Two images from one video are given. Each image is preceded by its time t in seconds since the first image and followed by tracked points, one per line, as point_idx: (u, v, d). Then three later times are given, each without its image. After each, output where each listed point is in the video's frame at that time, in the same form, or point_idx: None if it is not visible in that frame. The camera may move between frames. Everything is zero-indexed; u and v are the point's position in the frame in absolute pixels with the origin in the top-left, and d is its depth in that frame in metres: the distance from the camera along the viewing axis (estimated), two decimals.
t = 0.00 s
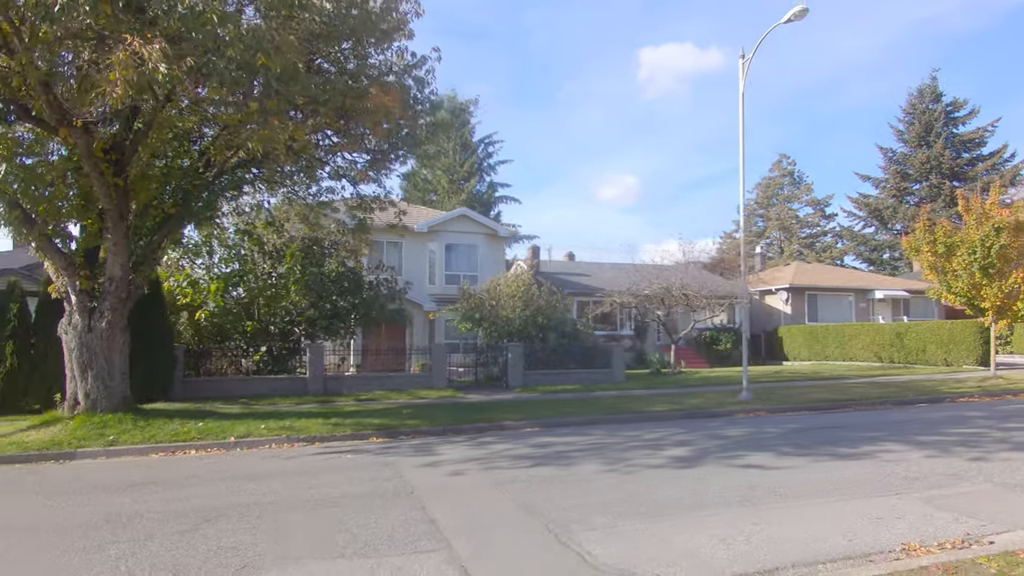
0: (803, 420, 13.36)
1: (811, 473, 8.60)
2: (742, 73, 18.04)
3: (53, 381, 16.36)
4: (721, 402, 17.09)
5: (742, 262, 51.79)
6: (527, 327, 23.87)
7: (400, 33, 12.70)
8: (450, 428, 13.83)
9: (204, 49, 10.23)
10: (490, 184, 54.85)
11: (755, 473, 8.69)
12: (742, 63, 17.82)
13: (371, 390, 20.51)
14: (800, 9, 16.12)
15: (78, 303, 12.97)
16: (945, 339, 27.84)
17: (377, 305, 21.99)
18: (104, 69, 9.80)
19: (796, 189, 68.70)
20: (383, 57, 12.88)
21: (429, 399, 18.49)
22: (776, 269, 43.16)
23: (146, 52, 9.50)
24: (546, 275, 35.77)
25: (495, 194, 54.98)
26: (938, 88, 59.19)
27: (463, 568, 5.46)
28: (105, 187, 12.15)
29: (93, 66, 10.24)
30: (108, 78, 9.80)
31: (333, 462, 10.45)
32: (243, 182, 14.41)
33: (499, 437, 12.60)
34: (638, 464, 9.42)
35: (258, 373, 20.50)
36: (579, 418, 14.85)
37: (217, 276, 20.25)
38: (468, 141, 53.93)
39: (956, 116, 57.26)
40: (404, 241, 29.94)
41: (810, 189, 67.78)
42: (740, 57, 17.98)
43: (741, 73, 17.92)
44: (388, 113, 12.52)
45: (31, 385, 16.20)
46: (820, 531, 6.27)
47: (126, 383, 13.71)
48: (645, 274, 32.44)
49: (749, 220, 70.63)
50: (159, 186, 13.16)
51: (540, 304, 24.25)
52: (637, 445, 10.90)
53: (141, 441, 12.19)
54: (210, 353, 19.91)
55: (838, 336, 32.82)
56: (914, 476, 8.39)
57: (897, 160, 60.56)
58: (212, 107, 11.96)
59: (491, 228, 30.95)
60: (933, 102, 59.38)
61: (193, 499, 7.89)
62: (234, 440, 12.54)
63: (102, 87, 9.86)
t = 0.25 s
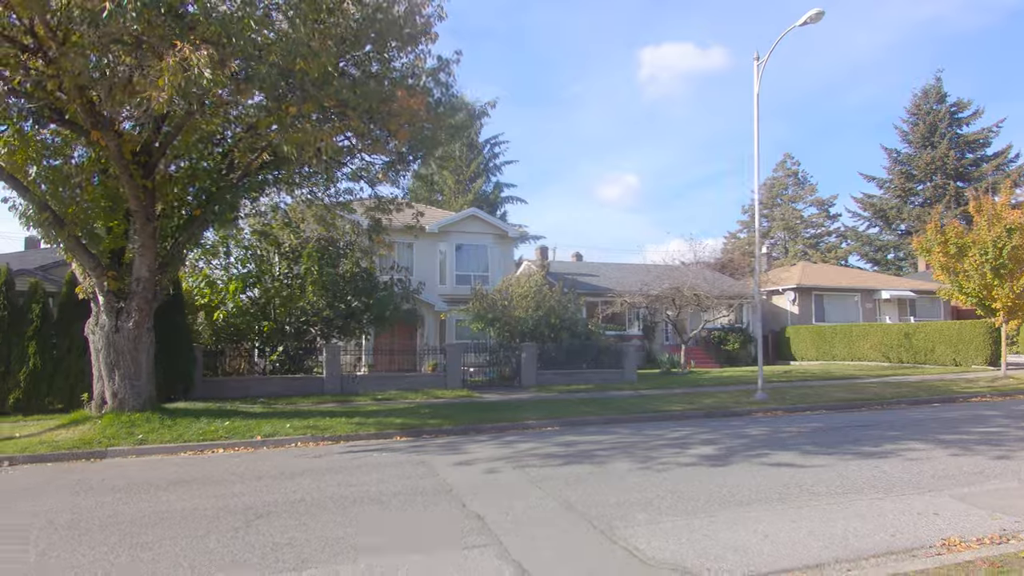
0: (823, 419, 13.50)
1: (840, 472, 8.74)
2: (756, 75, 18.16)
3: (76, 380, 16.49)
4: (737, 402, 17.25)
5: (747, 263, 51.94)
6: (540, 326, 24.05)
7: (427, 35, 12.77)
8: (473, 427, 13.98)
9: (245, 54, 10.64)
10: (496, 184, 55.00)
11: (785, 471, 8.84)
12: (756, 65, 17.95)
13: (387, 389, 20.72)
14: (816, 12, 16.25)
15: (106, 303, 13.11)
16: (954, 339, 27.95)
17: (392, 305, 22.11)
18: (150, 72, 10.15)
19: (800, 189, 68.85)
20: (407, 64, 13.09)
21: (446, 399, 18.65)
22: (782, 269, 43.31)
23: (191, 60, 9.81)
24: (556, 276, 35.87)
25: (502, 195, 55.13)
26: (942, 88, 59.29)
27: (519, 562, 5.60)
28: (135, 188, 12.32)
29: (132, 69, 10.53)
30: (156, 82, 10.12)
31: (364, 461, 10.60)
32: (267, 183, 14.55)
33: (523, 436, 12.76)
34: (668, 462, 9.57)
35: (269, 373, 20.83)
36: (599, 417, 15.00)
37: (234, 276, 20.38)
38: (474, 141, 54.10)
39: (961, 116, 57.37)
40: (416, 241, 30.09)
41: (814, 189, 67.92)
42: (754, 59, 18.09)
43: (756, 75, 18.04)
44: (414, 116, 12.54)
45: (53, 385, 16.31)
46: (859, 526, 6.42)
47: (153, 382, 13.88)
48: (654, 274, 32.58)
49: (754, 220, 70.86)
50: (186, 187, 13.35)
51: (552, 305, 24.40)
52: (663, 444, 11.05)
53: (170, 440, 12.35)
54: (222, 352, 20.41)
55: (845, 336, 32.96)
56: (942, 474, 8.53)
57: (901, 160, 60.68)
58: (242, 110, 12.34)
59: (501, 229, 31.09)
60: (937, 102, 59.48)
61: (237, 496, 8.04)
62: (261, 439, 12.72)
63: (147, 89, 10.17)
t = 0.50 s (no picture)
0: (841, 418, 13.63)
1: (868, 469, 8.87)
2: (772, 76, 18.28)
3: (97, 380, 16.63)
4: (752, 400, 17.38)
5: (753, 262, 52.06)
6: (552, 326, 24.20)
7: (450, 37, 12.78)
8: (493, 426, 14.13)
9: (284, 59, 10.63)
10: (503, 184, 55.18)
11: (813, 468, 8.97)
12: (772, 67, 18.09)
13: (401, 388, 20.94)
14: (832, 14, 16.38)
15: (132, 303, 13.27)
16: (963, 339, 28.01)
17: (405, 306, 22.31)
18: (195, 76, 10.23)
19: (805, 189, 69.01)
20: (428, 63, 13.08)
21: (462, 398, 18.82)
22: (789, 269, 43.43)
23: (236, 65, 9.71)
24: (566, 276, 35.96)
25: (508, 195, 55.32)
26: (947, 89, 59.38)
27: (568, 554, 5.74)
28: (162, 190, 12.49)
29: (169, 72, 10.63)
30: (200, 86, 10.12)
31: (393, 458, 10.75)
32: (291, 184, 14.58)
33: (545, 434, 12.89)
34: (695, 460, 9.70)
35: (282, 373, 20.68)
36: (617, 416, 15.14)
37: (251, 276, 20.59)
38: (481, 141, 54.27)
39: (965, 117, 57.46)
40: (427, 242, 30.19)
41: (819, 190, 68.07)
42: (769, 61, 18.22)
43: (771, 76, 18.16)
44: (438, 119, 12.59)
45: (75, 384, 16.43)
46: (895, 520, 6.54)
47: (178, 381, 14.04)
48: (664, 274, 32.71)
49: (758, 220, 71.18)
50: (211, 189, 13.54)
51: (565, 305, 24.54)
52: (686, 442, 11.18)
53: (196, 438, 12.51)
54: (236, 351, 20.21)
55: (853, 336, 33.10)
56: (969, 471, 8.65)
57: (906, 161, 60.79)
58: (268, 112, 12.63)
59: (511, 229, 31.20)
60: (942, 102, 59.59)
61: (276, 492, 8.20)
62: (285, 437, 12.90)
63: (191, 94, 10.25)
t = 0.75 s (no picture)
0: (857, 416, 13.77)
1: (894, 465, 9.01)
2: (784, 77, 18.48)
3: (117, 378, 16.78)
4: (766, 399, 17.53)
5: (757, 262, 52.22)
6: (563, 326, 24.36)
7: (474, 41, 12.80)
8: (513, 424, 14.27)
9: (319, 60, 10.83)
10: (508, 184, 55.39)
11: (839, 464, 9.10)
12: (784, 68, 18.24)
13: (414, 386, 21.36)
14: (846, 15, 16.53)
15: (157, 302, 13.41)
16: (970, 338, 28.17)
17: (417, 305, 22.52)
18: (238, 79, 10.36)
19: (808, 189, 69.23)
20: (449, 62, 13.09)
21: (477, 397, 18.98)
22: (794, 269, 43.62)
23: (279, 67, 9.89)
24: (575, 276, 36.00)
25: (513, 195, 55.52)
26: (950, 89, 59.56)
27: (616, 548, 5.85)
28: (188, 189, 12.65)
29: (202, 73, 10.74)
30: (243, 87, 10.28)
31: (420, 455, 10.89)
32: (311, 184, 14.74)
33: (566, 432, 13.04)
34: (722, 456, 9.82)
35: (295, 372, 21.10)
36: (634, 414, 15.29)
37: (266, 276, 20.67)
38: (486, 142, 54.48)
39: (968, 117, 57.63)
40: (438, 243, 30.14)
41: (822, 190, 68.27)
42: (782, 62, 18.36)
43: (784, 77, 18.34)
44: (461, 120, 12.66)
45: (95, 383, 16.56)
46: (931, 514, 6.66)
47: (200, 379, 14.17)
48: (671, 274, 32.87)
49: (761, 220, 71.42)
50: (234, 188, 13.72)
51: (575, 305, 24.70)
52: (709, 439, 11.31)
53: (221, 435, 12.64)
54: (250, 349, 20.73)
55: (859, 336, 33.28)
56: (994, 467, 8.77)
57: (909, 161, 60.96)
58: (293, 113, 12.79)
59: (520, 229, 31.31)
60: (945, 103, 59.77)
61: (313, 487, 8.31)
62: (309, 435, 13.03)
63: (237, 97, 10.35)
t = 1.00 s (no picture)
0: (874, 415, 13.93)
1: (919, 462, 9.16)
2: (796, 79, 18.60)
3: (135, 378, 16.86)
4: (780, 398, 17.69)
5: (761, 261, 52.39)
6: (574, 325, 24.50)
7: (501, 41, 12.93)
8: (532, 423, 14.41)
9: (351, 63, 10.86)
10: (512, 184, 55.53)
11: (864, 462, 9.26)
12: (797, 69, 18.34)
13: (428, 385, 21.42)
14: (860, 18, 16.65)
15: (179, 302, 13.54)
16: (976, 338, 28.34)
17: (429, 304, 22.68)
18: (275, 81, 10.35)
19: (810, 190, 69.46)
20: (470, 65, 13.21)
21: (491, 396, 19.12)
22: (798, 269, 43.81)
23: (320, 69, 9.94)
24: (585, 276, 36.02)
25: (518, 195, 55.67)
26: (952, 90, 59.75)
27: (661, 542, 5.98)
28: (213, 189, 12.77)
29: (233, 75, 10.90)
30: (284, 91, 10.32)
31: (447, 453, 11.03)
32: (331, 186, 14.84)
33: (587, 430, 13.20)
34: (747, 454, 9.95)
35: (310, 370, 21.33)
36: (651, 412, 15.45)
37: (281, 276, 20.79)
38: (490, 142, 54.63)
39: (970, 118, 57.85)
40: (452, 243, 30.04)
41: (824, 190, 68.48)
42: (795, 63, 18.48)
43: (796, 80, 18.46)
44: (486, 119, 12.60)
45: (113, 382, 16.64)
46: (964, 509, 6.81)
47: (223, 378, 14.29)
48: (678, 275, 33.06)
49: (763, 221, 71.67)
50: (257, 189, 13.87)
51: (586, 306, 24.86)
52: (731, 437, 11.45)
53: (246, 434, 12.75)
54: (264, 349, 20.83)
55: (865, 336, 33.48)
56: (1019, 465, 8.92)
57: (911, 161, 61.16)
58: (317, 114, 13.09)
59: (528, 229, 31.42)
60: (947, 103, 59.96)
61: (349, 486, 8.42)
62: (332, 433, 13.16)
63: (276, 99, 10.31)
